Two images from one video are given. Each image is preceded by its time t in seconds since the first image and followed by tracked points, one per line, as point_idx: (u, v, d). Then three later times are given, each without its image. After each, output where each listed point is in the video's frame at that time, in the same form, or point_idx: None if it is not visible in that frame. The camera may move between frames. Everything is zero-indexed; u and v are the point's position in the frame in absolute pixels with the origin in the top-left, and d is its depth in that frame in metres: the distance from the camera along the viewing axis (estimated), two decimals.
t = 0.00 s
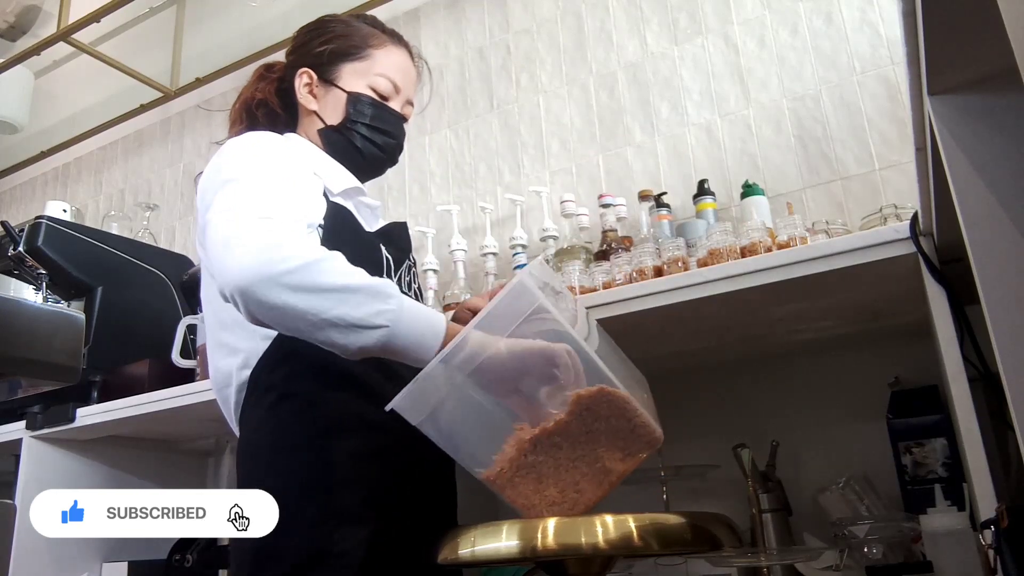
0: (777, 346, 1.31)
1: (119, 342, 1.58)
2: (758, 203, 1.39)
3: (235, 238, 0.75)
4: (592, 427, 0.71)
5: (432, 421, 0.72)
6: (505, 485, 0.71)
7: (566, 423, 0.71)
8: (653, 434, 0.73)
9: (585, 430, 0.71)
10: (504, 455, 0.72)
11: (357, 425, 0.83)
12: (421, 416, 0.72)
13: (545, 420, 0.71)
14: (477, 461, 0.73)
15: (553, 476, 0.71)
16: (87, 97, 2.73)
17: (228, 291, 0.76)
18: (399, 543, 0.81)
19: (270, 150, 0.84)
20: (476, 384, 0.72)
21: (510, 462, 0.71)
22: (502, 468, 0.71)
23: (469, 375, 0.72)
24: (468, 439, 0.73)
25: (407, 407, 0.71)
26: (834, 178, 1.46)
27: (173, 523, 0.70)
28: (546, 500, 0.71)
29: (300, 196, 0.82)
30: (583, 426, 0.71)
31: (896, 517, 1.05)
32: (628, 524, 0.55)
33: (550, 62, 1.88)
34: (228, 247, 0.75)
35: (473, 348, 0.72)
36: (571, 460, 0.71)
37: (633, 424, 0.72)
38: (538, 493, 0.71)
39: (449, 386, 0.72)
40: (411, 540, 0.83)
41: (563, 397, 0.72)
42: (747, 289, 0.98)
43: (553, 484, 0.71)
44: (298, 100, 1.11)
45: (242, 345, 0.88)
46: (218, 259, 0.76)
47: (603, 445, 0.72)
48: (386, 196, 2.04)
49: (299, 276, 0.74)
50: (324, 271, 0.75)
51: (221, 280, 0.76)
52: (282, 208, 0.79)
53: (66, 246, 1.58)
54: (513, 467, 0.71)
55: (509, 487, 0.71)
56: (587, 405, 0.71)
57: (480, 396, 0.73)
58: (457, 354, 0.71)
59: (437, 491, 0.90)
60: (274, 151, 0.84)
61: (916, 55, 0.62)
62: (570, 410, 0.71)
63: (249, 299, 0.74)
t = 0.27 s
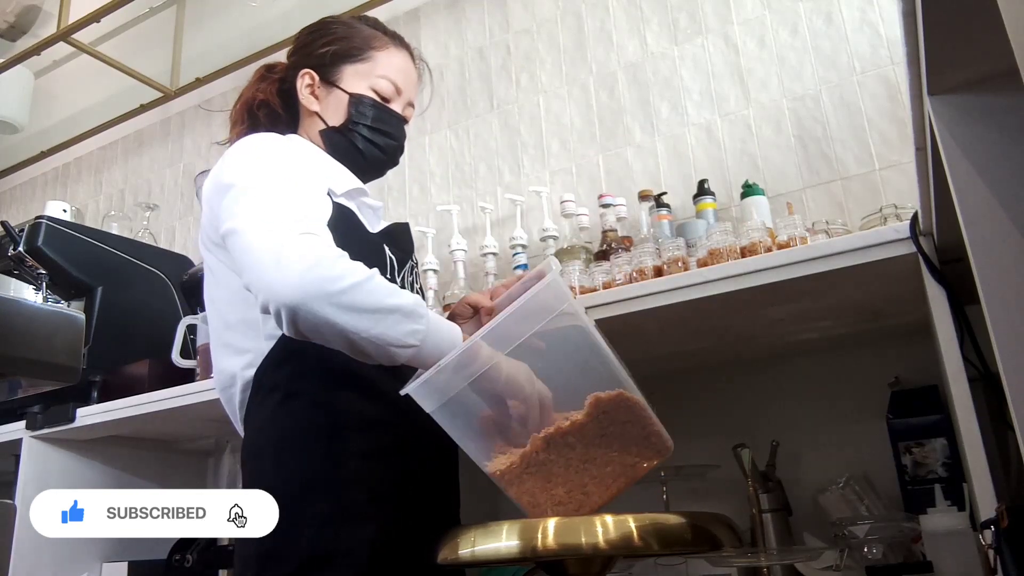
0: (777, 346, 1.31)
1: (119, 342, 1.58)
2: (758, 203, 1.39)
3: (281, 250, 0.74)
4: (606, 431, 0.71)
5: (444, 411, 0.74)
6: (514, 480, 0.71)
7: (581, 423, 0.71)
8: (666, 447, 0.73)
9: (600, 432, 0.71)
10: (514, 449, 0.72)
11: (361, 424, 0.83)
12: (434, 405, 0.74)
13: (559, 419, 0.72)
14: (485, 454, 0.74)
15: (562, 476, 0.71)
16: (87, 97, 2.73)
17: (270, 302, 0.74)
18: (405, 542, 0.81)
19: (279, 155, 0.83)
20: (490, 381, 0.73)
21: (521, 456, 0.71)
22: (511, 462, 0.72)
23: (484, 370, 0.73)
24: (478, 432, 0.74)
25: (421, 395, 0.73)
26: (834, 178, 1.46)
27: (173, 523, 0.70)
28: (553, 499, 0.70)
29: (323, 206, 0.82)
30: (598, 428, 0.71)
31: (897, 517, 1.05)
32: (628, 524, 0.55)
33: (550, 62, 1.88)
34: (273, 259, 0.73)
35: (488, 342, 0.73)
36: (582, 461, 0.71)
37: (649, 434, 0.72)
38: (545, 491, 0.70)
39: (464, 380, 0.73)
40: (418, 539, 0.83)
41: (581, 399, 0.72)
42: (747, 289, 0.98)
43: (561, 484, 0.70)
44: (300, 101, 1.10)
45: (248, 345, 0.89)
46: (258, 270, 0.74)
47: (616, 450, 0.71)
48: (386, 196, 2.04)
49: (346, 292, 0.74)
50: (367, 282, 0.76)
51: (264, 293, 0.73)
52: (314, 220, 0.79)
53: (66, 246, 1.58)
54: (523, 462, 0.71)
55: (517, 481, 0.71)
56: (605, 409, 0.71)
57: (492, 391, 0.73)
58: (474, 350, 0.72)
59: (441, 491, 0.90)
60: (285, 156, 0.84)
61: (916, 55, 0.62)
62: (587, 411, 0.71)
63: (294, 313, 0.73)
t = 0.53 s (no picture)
0: (777, 346, 1.31)
1: (119, 342, 1.58)
2: (758, 203, 1.39)
3: (266, 247, 0.74)
4: (613, 433, 0.71)
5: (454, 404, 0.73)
6: (518, 477, 0.71)
7: (588, 424, 0.71)
8: (670, 454, 0.73)
9: (607, 434, 0.71)
10: (520, 446, 0.72)
11: (364, 425, 0.83)
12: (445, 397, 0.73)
13: (566, 418, 0.72)
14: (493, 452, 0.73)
15: (566, 476, 0.70)
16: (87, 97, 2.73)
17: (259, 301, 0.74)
18: (407, 542, 0.81)
19: (277, 156, 0.83)
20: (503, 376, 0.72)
21: (525, 453, 0.71)
22: (516, 460, 0.71)
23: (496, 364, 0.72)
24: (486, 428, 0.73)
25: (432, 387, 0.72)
26: (834, 178, 1.46)
27: (173, 523, 0.70)
28: (556, 498, 0.70)
29: (313, 200, 0.81)
30: (605, 429, 0.71)
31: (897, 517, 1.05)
32: (629, 524, 0.55)
33: (550, 62, 1.88)
34: (255, 257, 0.73)
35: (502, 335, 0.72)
36: (587, 462, 0.71)
37: (653, 439, 0.72)
38: (549, 490, 0.70)
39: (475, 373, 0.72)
40: (419, 540, 0.83)
41: (588, 399, 0.72)
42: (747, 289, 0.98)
43: (565, 483, 0.70)
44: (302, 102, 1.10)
45: (250, 345, 0.89)
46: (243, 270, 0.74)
47: (621, 453, 0.71)
48: (386, 196, 2.04)
49: (330, 287, 0.73)
50: (353, 272, 0.75)
51: (250, 292, 0.74)
52: (307, 219, 0.78)
53: (67, 246, 1.58)
54: (528, 459, 0.71)
55: (521, 478, 0.71)
56: (613, 410, 0.71)
57: (503, 388, 0.72)
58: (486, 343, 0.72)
59: (443, 491, 0.90)
60: (283, 157, 0.84)
61: (916, 54, 0.62)
62: (595, 413, 0.71)
63: (281, 310, 0.73)
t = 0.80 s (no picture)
0: (777, 346, 1.31)
1: (119, 343, 1.58)
2: (758, 203, 1.39)
3: (277, 248, 0.74)
4: (605, 432, 0.71)
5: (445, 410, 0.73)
6: (513, 480, 0.71)
7: (581, 425, 0.70)
8: (664, 447, 0.73)
9: (599, 433, 0.71)
10: (513, 449, 0.72)
11: (366, 425, 0.83)
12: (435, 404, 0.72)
13: (559, 420, 0.72)
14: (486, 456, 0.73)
15: (560, 477, 0.71)
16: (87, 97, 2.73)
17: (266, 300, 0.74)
18: (408, 542, 0.81)
19: (288, 157, 0.84)
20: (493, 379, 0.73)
21: (519, 456, 0.71)
22: (510, 463, 0.71)
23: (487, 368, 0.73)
24: (480, 432, 0.73)
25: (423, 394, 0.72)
26: (834, 178, 1.46)
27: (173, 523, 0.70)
28: (552, 499, 0.70)
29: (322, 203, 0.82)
30: (597, 429, 0.71)
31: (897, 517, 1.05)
32: (628, 524, 0.55)
33: (550, 62, 1.88)
34: (266, 258, 0.74)
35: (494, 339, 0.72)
36: (581, 462, 0.70)
37: (646, 435, 0.72)
38: (545, 492, 0.70)
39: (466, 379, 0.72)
40: (420, 540, 0.83)
41: (580, 399, 0.72)
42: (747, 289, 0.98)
43: (560, 484, 0.70)
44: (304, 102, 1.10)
45: (252, 345, 0.89)
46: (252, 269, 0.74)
47: (615, 451, 0.71)
48: (386, 196, 2.04)
49: (339, 288, 0.74)
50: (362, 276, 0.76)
51: (259, 291, 0.74)
52: (313, 218, 0.79)
53: (67, 246, 1.58)
54: (522, 462, 0.71)
55: (516, 481, 0.71)
56: (604, 409, 0.71)
57: (494, 390, 0.73)
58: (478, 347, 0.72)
59: (445, 490, 0.90)
60: (288, 155, 0.84)
61: (916, 55, 0.62)
62: (585, 413, 0.71)
63: (287, 309, 0.73)
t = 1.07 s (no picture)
0: (778, 346, 1.31)
1: (119, 342, 1.58)
2: (758, 203, 1.39)
3: (268, 246, 0.74)
4: (615, 434, 0.71)
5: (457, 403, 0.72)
6: (519, 475, 0.71)
7: (592, 425, 0.71)
8: (671, 456, 0.73)
9: (609, 435, 0.71)
10: (522, 445, 0.72)
11: (369, 424, 0.83)
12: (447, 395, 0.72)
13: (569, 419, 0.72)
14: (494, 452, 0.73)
15: (566, 476, 0.71)
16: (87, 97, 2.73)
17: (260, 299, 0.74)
18: (411, 541, 0.81)
19: (285, 154, 0.83)
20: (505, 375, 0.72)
21: (526, 453, 0.71)
22: (518, 459, 0.71)
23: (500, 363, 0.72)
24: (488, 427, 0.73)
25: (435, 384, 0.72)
26: (834, 178, 1.46)
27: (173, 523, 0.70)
28: (557, 497, 0.71)
29: (316, 198, 0.81)
30: (607, 430, 0.71)
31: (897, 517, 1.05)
32: (628, 524, 0.55)
33: (550, 62, 1.88)
34: (257, 255, 0.73)
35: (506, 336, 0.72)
36: (589, 463, 0.71)
37: (654, 442, 0.72)
38: (550, 489, 0.71)
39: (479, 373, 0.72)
40: (423, 540, 0.83)
41: (593, 401, 0.72)
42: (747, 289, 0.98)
43: (566, 483, 0.71)
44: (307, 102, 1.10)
45: (256, 344, 0.89)
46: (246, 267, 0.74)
47: (624, 455, 0.71)
48: (386, 197, 2.04)
49: (332, 284, 0.73)
50: (357, 270, 0.75)
51: (253, 289, 0.74)
52: (307, 212, 0.78)
53: (67, 246, 1.58)
54: (530, 459, 0.71)
55: (522, 477, 0.71)
56: (616, 411, 0.71)
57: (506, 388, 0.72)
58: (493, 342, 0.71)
59: (447, 490, 0.90)
60: (284, 152, 0.84)
61: (916, 55, 0.62)
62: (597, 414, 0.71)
63: (280, 307, 0.73)
